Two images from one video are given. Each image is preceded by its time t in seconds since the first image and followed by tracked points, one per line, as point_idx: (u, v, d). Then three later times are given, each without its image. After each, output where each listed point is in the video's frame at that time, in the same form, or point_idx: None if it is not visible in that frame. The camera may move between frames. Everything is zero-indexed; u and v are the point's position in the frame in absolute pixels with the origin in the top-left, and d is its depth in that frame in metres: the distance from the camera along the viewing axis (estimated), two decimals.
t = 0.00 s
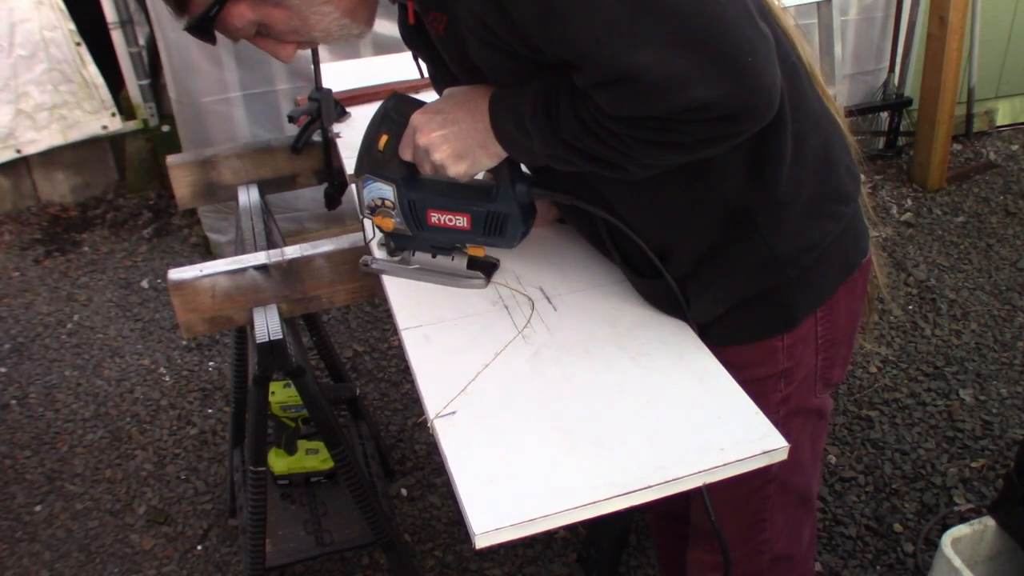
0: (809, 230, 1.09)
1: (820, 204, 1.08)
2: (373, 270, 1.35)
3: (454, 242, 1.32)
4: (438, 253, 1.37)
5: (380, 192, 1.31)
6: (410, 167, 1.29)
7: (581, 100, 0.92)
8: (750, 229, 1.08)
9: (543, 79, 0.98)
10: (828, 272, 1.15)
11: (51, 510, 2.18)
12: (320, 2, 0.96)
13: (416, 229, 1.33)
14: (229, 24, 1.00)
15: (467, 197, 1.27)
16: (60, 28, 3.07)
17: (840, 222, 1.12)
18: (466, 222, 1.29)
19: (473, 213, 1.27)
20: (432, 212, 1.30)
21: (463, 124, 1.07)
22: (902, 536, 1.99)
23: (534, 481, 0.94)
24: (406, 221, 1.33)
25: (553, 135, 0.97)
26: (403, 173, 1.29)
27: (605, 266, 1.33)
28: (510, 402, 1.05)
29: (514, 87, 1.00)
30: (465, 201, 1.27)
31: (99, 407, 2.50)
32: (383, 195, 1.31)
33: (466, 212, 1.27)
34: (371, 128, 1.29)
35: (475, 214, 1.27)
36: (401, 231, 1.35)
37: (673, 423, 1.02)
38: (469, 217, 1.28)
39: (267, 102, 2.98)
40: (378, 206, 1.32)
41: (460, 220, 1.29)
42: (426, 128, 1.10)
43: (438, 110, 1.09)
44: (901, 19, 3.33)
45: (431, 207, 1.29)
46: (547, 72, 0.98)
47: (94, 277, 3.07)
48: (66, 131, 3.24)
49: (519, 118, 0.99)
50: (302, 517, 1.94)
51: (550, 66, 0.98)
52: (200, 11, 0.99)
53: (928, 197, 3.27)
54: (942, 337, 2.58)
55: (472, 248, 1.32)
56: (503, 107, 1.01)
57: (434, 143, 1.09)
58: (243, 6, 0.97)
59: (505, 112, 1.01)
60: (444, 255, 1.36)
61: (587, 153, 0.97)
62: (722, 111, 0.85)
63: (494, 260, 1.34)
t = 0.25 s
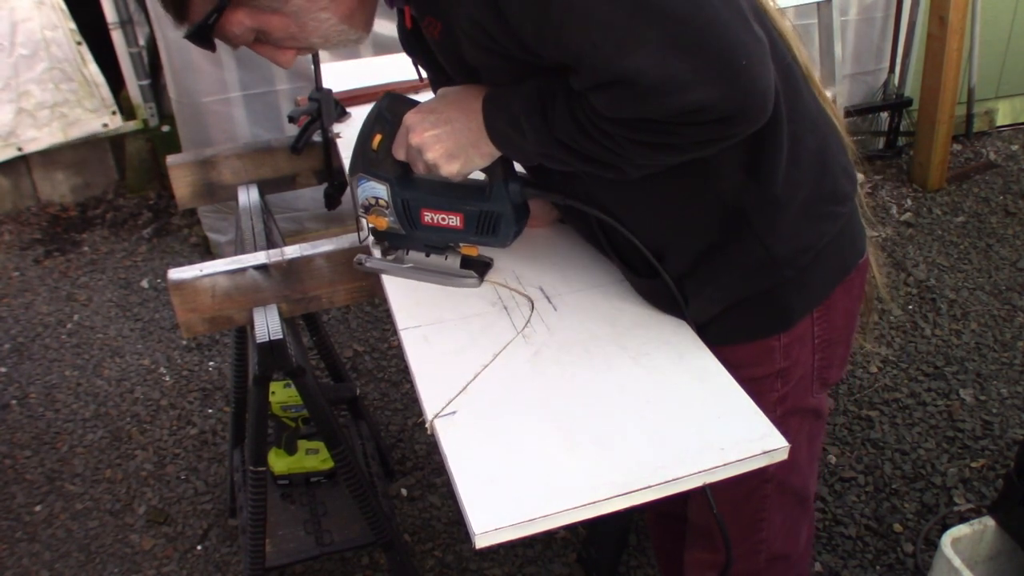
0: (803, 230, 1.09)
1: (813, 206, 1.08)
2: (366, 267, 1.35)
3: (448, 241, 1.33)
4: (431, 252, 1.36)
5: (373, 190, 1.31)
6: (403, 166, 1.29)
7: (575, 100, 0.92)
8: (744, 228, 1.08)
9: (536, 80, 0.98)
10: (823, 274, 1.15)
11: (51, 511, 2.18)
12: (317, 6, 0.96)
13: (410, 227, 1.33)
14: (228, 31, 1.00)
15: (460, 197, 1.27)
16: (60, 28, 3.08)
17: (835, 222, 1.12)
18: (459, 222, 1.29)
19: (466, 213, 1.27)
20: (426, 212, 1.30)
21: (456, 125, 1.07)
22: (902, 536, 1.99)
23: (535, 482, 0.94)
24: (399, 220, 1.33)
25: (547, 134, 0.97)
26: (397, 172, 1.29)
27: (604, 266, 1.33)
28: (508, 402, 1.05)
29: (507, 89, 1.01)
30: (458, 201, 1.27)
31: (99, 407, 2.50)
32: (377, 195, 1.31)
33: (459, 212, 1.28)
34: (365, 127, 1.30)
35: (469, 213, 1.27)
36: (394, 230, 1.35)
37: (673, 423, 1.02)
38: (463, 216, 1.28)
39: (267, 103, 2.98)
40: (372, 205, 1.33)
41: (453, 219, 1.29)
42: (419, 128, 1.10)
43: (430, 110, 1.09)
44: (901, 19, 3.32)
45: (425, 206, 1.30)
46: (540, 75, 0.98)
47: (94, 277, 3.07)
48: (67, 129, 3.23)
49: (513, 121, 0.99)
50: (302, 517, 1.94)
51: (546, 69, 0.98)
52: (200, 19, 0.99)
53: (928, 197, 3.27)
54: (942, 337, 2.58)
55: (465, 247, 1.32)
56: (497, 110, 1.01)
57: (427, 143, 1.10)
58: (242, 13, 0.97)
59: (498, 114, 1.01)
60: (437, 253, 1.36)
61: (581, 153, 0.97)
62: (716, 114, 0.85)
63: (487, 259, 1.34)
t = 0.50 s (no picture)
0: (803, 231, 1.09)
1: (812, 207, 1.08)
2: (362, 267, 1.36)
3: (443, 240, 1.33)
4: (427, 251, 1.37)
5: (370, 189, 1.31)
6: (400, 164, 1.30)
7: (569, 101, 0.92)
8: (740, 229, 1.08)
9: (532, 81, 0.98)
10: (821, 276, 1.15)
11: (51, 511, 2.18)
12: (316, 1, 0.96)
13: (404, 226, 1.33)
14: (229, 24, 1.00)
15: (457, 195, 1.27)
16: (60, 27, 3.08)
17: (833, 223, 1.11)
18: (454, 220, 1.29)
19: (462, 211, 1.28)
20: (422, 210, 1.31)
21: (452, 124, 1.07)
22: (902, 535, 1.99)
23: (535, 482, 0.93)
24: (394, 218, 1.33)
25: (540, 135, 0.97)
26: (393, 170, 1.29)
27: (605, 267, 1.33)
28: (508, 403, 1.05)
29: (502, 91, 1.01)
30: (454, 199, 1.27)
31: (99, 407, 2.50)
32: (373, 192, 1.31)
33: (455, 210, 1.28)
34: (363, 125, 1.30)
35: (464, 211, 1.27)
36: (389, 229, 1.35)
37: (673, 423, 1.02)
38: (458, 215, 1.28)
39: (267, 102, 2.98)
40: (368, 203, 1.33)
41: (448, 218, 1.29)
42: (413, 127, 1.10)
43: (426, 110, 1.09)
44: (901, 19, 3.33)
45: (421, 204, 1.30)
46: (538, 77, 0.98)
47: (94, 277, 3.07)
48: (68, 127, 3.23)
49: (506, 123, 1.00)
50: (302, 517, 1.94)
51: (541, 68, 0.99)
52: (200, 9, 1.00)
53: (928, 197, 3.27)
54: (942, 337, 2.58)
55: (460, 247, 1.33)
56: (492, 109, 1.01)
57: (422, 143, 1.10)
58: (242, 4, 0.97)
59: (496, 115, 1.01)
60: (433, 253, 1.36)
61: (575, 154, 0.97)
62: (706, 116, 0.85)
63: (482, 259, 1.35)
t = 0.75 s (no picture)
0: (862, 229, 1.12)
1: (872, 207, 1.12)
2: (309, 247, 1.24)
3: (428, 236, 1.20)
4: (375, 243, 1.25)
5: (354, 158, 1.14)
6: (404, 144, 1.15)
7: (692, 84, 0.92)
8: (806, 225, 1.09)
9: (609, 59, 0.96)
10: (878, 280, 1.17)
11: (51, 511, 2.18)
12: None
13: (388, 213, 1.18)
14: None
15: (466, 192, 1.17)
16: (60, 27, 3.10)
17: (893, 228, 1.16)
18: (455, 219, 1.18)
19: (468, 211, 1.18)
20: (417, 198, 1.17)
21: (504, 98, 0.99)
22: (902, 535, 1.99)
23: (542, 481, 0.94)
24: (382, 200, 1.17)
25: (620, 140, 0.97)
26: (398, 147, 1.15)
27: (610, 263, 1.34)
28: (514, 398, 1.06)
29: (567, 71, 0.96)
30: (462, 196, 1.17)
31: (99, 407, 2.50)
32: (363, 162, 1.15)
33: (459, 207, 1.18)
34: (364, 85, 1.13)
35: (470, 213, 1.18)
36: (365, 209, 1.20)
37: (675, 419, 1.02)
38: (461, 215, 1.18)
39: (267, 102, 2.99)
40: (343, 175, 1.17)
41: (449, 215, 1.18)
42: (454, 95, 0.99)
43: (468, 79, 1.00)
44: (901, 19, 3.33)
45: (420, 192, 1.17)
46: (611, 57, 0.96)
47: (94, 277, 3.07)
48: (68, 125, 3.24)
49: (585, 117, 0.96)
50: (302, 517, 1.94)
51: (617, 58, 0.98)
52: None
53: (928, 197, 3.28)
54: (942, 337, 2.58)
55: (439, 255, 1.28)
56: (565, 84, 0.96)
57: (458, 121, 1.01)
58: None
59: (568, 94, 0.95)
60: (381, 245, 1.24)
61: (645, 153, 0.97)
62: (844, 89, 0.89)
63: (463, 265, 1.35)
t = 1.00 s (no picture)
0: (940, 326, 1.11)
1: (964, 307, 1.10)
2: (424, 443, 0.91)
3: (606, 415, 0.95)
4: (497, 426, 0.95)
5: (505, 324, 0.85)
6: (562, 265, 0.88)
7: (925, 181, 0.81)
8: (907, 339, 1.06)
9: (859, 173, 0.83)
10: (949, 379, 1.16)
11: (51, 511, 2.18)
12: None
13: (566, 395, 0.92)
14: None
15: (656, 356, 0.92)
16: (59, 27, 3.09)
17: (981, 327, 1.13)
18: (643, 395, 0.94)
19: (661, 382, 0.93)
20: (599, 374, 0.90)
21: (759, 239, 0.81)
22: (902, 536, 2.00)
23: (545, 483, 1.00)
24: (548, 376, 0.90)
25: (889, 294, 0.83)
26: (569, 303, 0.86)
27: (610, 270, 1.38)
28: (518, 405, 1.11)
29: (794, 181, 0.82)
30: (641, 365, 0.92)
31: (99, 407, 2.50)
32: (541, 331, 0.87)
33: (651, 378, 0.93)
34: (527, 203, 0.81)
35: (667, 383, 0.92)
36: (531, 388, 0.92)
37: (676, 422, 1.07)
38: (651, 388, 0.93)
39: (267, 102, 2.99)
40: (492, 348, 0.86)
41: (639, 391, 0.93)
42: (699, 245, 0.77)
43: (709, 207, 0.78)
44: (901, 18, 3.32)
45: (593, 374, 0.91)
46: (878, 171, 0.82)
47: (94, 277, 3.06)
48: (70, 124, 3.25)
49: (847, 253, 0.81)
50: (302, 517, 1.94)
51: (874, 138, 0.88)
52: None
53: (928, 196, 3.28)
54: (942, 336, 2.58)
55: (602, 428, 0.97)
56: (829, 215, 0.81)
57: (697, 271, 0.79)
58: None
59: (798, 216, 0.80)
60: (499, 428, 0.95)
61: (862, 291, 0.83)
62: None
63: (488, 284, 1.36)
